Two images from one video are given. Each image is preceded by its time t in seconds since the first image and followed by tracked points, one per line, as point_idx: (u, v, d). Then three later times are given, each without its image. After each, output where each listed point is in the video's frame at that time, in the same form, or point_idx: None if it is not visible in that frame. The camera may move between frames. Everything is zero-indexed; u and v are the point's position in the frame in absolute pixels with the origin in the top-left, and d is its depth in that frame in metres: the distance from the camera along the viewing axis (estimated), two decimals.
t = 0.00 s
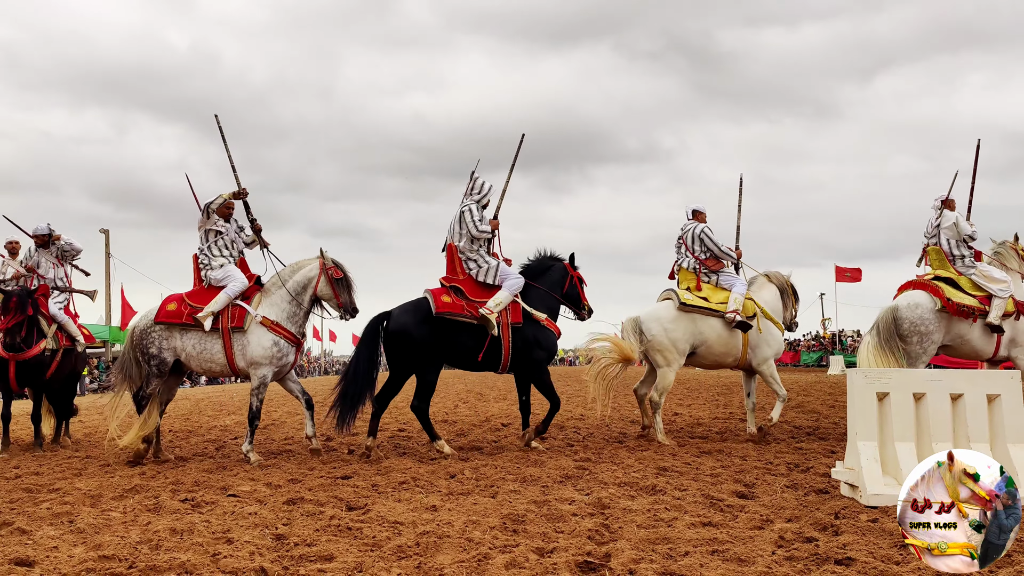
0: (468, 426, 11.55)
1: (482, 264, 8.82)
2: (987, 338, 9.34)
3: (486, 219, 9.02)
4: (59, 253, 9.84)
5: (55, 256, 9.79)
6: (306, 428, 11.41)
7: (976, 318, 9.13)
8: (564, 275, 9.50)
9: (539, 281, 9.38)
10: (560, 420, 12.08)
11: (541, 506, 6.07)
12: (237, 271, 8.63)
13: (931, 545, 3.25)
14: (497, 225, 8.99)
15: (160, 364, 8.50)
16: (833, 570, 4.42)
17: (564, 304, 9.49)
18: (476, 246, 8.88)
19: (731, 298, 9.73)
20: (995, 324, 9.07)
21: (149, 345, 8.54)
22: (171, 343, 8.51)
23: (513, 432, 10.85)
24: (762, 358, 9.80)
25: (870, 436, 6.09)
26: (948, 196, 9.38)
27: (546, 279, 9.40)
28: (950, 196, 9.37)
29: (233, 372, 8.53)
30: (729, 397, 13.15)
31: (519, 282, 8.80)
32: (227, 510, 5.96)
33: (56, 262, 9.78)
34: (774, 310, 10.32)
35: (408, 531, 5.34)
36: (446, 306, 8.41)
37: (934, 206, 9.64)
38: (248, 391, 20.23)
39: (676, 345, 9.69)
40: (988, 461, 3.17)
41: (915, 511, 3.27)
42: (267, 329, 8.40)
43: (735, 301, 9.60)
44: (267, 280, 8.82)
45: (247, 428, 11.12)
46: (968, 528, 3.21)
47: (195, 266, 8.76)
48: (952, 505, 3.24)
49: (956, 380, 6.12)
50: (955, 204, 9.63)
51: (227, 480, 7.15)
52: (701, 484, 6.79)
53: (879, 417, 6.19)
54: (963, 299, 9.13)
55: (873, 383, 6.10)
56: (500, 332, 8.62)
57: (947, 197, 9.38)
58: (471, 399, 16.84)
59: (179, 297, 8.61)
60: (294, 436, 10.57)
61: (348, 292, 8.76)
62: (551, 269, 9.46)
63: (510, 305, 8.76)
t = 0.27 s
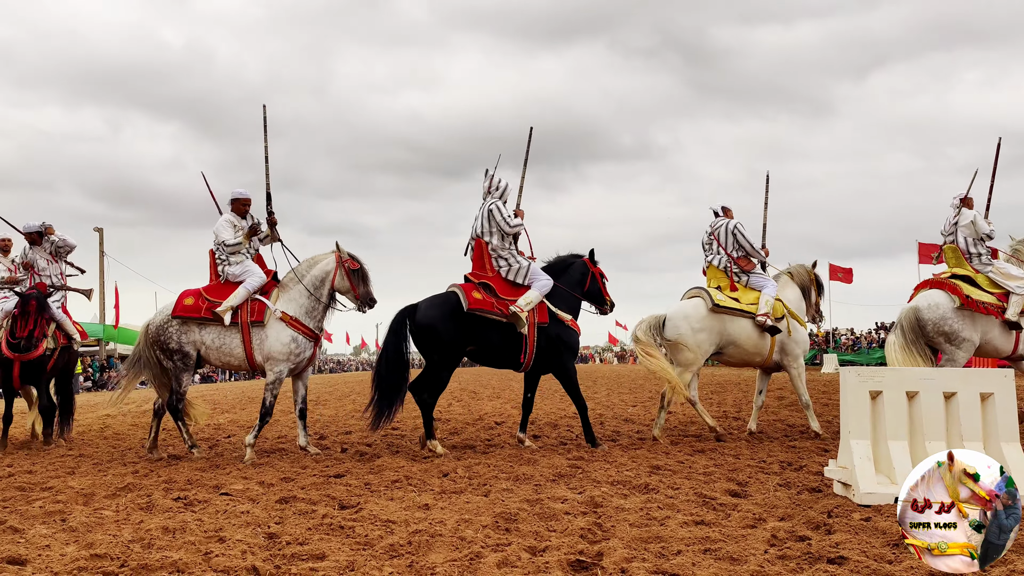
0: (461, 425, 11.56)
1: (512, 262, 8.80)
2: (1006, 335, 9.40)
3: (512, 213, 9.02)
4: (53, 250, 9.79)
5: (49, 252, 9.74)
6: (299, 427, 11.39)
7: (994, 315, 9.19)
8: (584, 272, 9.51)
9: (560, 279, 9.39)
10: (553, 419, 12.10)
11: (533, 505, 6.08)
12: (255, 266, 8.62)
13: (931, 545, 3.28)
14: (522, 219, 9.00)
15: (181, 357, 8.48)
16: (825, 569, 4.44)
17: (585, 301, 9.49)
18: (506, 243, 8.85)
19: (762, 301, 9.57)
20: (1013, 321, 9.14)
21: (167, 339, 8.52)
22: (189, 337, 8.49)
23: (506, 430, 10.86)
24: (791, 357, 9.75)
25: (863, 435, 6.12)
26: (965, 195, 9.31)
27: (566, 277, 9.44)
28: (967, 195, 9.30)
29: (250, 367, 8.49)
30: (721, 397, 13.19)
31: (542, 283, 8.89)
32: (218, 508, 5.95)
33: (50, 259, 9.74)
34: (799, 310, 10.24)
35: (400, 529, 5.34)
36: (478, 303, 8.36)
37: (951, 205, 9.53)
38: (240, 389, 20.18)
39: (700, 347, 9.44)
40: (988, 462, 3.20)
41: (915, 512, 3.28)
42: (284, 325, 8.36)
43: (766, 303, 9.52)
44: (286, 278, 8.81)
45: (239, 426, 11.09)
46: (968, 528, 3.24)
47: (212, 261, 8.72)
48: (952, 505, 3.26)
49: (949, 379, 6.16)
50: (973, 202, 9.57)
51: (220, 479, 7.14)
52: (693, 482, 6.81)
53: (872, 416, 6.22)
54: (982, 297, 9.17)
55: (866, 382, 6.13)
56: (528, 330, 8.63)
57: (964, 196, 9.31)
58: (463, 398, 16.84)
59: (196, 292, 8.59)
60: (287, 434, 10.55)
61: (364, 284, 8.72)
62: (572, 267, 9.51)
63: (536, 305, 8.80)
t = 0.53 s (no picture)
0: (460, 423, 11.56)
1: (543, 261, 8.81)
2: None
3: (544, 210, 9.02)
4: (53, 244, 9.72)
5: (50, 248, 9.69)
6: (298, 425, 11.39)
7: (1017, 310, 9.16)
8: (616, 269, 9.49)
9: (591, 277, 9.33)
10: (552, 417, 12.10)
11: (532, 503, 6.09)
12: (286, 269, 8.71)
13: (931, 545, 3.28)
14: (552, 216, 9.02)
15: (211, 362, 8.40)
16: (824, 567, 4.45)
17: (615, 299, 9.50)
18: (538, 241, 8.87)
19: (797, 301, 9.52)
20: None
21: (195, 344, 8.38)
22: (219, 341, 8.41)
23: (505, 429, 10.87)
24: (820, 353, 9.79)
25: (862, 433, 6.13)
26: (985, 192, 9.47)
27: (598, 274, 9.38)
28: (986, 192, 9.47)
29: (282, 369, 8.51)
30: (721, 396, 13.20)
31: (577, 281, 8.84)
32: (218, 507, 5.96)
33: (52, 255, 9.71)
34: (835, 309, 10.12)
35: (399, 528, 5.35)
36: (510, 302, 8.35)
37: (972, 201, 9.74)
38: (240, 388, 20.19)
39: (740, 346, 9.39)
40: (988, 462, 3.20)
41: (917, 511, 3.29)
42: (322, 325, 8.51)
43: (803, 304, 9.40)
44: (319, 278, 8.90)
45: (239, 424, 11.09)
46: (968, 528, 3.24)
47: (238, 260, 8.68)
48: (952, 505, 3.26)
49: (948, 377, 6.16)
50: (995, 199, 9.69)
51: (218, 478, 7.14)
52: (692, 481, 6.81)
53: (871, 414, 6.22)
54: (1005, 292, 9.15)
55: (865, 380, 6.14)
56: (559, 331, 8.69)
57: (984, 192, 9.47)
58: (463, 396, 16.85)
59: (225, 292, 8.49)
60: (286, 433, 10.55)
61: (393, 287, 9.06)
62: (603, 264, 9.46)
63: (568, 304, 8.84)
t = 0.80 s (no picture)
0: (458, 424, 11.56)
1: (568, 265, 8.75)
2: None
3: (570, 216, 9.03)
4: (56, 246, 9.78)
5: (54, 250, 9.75)
6: (296, 425, 11.38)
7: None
8: (644, 274, 9.48)
9: (619, 280, 9.35)
10: (550, 418, 12.10)
11: (530, 503, 6.08)
12: (315, 270, 8.63)
13: (931, 545, 3.29)
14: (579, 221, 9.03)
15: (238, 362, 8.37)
16: (822, 567, 4.46)
17: (643, 303, 9.45)
18: (564, 245, 8.84)
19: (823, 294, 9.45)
20: None
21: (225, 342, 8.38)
22: (249, 340, 8.41)
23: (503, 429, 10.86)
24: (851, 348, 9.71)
25: (859, 433, 6.13)
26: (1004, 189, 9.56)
27: (625, 279, 9.39)
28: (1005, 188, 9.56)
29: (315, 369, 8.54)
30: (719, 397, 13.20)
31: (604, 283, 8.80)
32: (216, 507, 5.95)
33: (57, 256, 9.78)
34: (864, 304, 10.02)
35: (397, 528, 5.34)
36: (533, 304, 8.46)
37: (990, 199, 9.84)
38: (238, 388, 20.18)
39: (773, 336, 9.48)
40: (988, 462, 3.20)
41: (916, 512, 3.28)
42: (353, 325, 8.52)
43: (828, 297, 9.36)
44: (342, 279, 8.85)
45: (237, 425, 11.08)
46: (968, 528, 3.24)
47: (267, 261, 8.64)
48: (952, 505, 3.27)
49: (945, 377, 6.18)
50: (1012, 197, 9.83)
51: (217, 477, 7.14)
52: (690, 481, 6.82)
53: (868, 414, 6.23)
54: None
55: (862, 381, 6.14)
56: (586, 332, 8.68)
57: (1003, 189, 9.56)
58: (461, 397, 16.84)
59: (255, 293, 8.47)
60: (284, 433, 10.54)
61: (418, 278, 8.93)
62: (631, 268, 9.46)
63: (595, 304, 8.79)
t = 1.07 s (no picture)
0: (458, 422, 11.55)
1: (599, 261, 8.78)
2: None
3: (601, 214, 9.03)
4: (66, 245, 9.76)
5: (64, 249, 9.74)
6: (295, 424, 11.39)
7: None
8: (675, 264, 9.40)
9: (648, 273, 9.38)
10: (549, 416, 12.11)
11: (529, 502, 6.08)
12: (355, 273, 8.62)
13: (931, 545, 3.30)
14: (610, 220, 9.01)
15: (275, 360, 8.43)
16: (821, 565, 4.46)
17: (677, 293, 9.42)
18: (594, 243, 8.85)
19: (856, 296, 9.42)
20: None
21: (263, 340, 8.46)
22: (288, 340, 8.44)
23: (502, 427, 10.86)
24: (886, 354, 9.62)
25: (858, 432, 6.14)
26: None
27: (655, 270, 9.38)
28: None
29: (352, 369, 8.56)
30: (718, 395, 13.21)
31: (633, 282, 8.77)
32: (215, 505, 5.96)
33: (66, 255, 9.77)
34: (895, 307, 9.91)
35: (397, 526, 5.35)
36: (565, 300, 8.45)
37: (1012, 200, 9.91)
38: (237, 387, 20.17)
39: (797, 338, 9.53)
40: (988, 462, 3.20)
41: (918, 512, 3.30)
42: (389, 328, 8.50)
43: (860, 298, 9.33)
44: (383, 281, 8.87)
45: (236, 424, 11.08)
46: (968, 528, 3.24)
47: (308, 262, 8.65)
48: (952, 505, 3.27)
49: (944, 376, 6.18)
50: None
51: (216, 476, 7.14)
52: (690, 479, 6.83)
53: (867, 413, 6.24)
54: None
55: (861, 379, 6.15)
56: (616, 328, 8.64)
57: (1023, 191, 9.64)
58: (460, 395, 16.84)
59: (295, 296, 8.53)
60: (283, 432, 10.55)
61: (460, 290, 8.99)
62: (663, 260, 9.43)
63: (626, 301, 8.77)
